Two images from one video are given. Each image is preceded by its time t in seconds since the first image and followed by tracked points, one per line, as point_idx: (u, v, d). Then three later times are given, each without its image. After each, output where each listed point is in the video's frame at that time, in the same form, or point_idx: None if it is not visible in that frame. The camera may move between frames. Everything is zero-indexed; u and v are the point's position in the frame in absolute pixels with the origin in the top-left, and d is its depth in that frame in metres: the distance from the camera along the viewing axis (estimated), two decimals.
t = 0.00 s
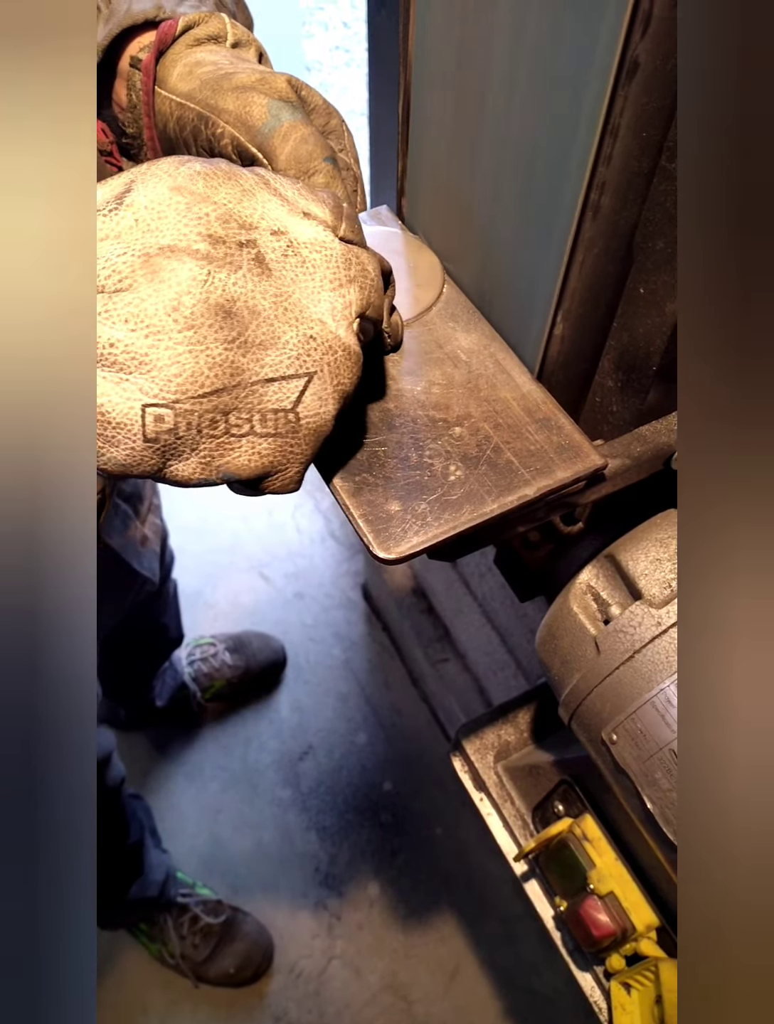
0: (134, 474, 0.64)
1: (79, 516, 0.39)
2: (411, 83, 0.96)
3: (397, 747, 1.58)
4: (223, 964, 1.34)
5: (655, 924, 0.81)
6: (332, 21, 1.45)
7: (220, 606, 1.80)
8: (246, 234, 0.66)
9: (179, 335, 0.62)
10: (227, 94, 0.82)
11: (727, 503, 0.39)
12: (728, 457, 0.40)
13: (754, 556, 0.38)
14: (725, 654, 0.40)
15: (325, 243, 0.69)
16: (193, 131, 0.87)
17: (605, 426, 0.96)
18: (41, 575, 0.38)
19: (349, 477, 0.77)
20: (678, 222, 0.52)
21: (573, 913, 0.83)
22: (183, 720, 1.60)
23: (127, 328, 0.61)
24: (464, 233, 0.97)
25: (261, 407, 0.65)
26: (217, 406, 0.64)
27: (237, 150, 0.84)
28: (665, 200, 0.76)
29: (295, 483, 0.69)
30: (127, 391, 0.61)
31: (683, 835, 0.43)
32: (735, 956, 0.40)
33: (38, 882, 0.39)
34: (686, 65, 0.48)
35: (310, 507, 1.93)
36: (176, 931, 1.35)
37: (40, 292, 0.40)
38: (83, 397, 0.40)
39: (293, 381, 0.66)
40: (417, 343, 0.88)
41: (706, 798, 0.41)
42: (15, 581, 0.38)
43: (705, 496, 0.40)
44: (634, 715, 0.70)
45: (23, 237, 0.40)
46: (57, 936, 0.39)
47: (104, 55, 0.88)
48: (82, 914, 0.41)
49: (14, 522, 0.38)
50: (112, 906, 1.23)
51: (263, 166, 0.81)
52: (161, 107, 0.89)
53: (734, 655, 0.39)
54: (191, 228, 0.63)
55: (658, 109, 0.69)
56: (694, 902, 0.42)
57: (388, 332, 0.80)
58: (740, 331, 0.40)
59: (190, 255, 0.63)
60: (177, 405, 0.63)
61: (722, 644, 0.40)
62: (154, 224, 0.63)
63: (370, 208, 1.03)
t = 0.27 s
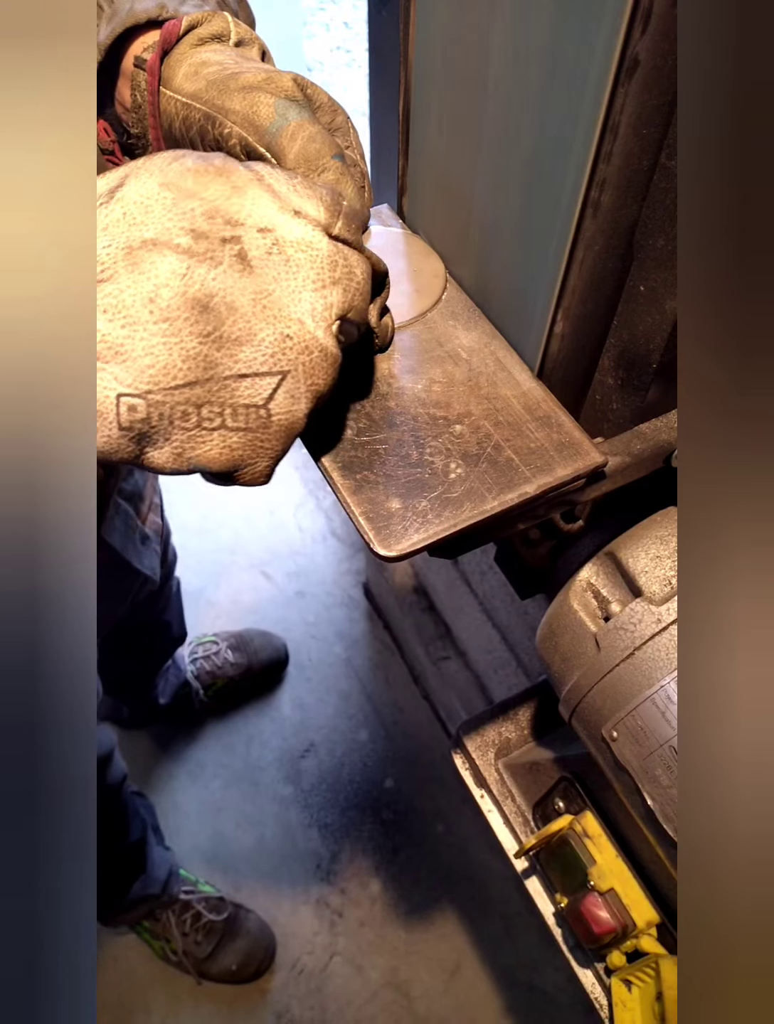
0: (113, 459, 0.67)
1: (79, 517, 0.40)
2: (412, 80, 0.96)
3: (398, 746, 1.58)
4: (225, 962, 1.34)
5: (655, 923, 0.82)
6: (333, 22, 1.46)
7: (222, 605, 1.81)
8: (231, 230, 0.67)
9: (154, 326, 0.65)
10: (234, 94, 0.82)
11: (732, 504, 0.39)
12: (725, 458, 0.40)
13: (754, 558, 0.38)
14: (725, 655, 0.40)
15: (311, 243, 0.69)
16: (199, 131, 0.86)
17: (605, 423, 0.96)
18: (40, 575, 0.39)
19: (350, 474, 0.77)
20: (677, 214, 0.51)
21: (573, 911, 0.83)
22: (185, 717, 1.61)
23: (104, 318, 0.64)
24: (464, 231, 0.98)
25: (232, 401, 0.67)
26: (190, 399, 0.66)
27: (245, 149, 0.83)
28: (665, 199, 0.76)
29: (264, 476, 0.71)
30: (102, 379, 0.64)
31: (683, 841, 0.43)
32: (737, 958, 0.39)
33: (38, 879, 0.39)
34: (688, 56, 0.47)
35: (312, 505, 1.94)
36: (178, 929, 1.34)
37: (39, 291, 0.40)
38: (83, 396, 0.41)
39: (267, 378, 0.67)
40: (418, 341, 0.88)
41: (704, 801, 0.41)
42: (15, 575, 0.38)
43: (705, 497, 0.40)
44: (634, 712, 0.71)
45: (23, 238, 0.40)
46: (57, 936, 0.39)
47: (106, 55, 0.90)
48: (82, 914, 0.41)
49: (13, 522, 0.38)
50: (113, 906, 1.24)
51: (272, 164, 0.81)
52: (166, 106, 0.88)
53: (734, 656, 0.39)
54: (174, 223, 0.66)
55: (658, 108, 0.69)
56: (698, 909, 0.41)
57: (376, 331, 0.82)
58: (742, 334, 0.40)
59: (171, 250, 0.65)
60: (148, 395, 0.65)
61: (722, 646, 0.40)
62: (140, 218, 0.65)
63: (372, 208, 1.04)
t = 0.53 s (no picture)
0: (238, 504, 0.62)
1: (84, 521, 0.39)
2: (412, 79, 0.96)
3: (398, 746, 1.61)
4: (226, 962, 1.37)
5: (655, 923, 0.81)
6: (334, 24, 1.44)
7: (223, 605, 1.84)
8: (305, 244, 0.67)
9: (273, 348, 0.62)
10: (224, 87, 0.83)
11: (734, 504, 0.39)
12: (730, 458, 0.40)
13: (755, 556, 0.39)
14: (724, 654, 0.40)
15: (369, 241, 0.72)
16: (191, 124, 0.87)
17: (605, 424, 0.97)
18: (41, 583, 0.37)
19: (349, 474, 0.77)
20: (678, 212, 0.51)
21: (573, 911, 0.83)
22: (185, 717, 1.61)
23: (215, 349, 0.60)
24: (464, 232, 0.98)
25: (362, 406, 0.66)
26: (326, 409, 0.64)
27: (235, 141, 0.84)
28: (666, 198, 0.76)
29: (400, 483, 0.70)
30: (229, 414, 0.60)
31: (682, 847, 0.43)
32: (741, 965, 0.39)
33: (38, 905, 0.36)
34: (686, 47, 0.46)
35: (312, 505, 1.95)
36: (180, 930, 1.39)
37: (38, 288, 0.40)
38: (83, 394, 0.40)
39: (380, 375, 0.67)
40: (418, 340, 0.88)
41: (701, 807, 0.41)
42: (15, 572, 0.37)
43: (706, 498, 0.40)
44: (635, 711, 0.71)
45: (20, 234, 0.39)
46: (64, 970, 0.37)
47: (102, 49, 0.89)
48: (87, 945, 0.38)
49: (13, 526, 0.37)
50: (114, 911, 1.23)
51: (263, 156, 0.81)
52: (159, 101, 0.89)
53: (734, 655, 0.39)
54: (252, 245, 0.64)
55: (658, 106, 0.69)
56: (695, 917, 0.41)
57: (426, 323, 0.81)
58: (741, 334, 0.40)
59: (259, 269, 0.63)
60: (286, 416, 0.62)
61: (723, 645, 0.40)
62: (213, 246, 0.62)
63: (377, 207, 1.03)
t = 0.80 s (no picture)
0: (265, 484, 0.62)
1: (79, 521, 0.38)
2: (410, 76, 0.96)
3: (397, 744, 1.59)
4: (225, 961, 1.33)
5: (655, 921, 0.81)
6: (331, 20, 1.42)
7: (222, 603, 1.81)
8: (325, 226, 0.66)
9: (298, 325, 0.61)
10: (195, 102, 0.82)
11: (731, 501, 0.39)
12: (735, 455, 0.40)
13: (749, 551, 0.39)
14: (722, 652, 0.40)
15: (386, 228, 0.71)
16: (161, 133, 0.87)
17: (604, 422, 0.97)
18: (41, 579, 0.37)
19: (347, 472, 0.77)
20: (678, 208, 0.51)
21: (573, 909, 0.83)
22: (184, 716, 1.61)
23: (242, 328, 0.60)
24: (463, 229, 0.97)
25: (384, 387, 0.66)
26: (348, 392, 0.63)
27: (194, 160, 0.84)
28: (664, 194, 0.76)
29: (421, 463, 0.69)
30: (255, 393, 0.61)
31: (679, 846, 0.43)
32: (739, 962, 0.39)
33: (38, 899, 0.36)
34: (685, 45, 0.46)
35: (311, 504, 1.94)
36: (179, 928, 1.34)
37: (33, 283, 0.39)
38: (85, 393, 0.40)
39: (406, 355, 0.66)
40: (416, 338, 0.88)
41: (698, 808, 0.41)
42: (15, 573, 0.37)
43: (703, 493, 0.40)
44: (634, 709, 0.71)
45: (19, 232, 0.39)
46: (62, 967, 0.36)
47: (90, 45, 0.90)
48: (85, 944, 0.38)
49: (13, 525, 0.37)
50: (115, 907, 1.23)
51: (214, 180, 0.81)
52: (136, 106, 0.89)
53: (732, 652, 0.39)
54: (275, 225, 0.63)
55: (656, 104, 0.69)
56: (692, 913, 0.41)
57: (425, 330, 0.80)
58: (739, 332, 0.40)
59: (285, 249, 0.63)
60: (311, 396, 0.62)
61: (719, 642, 0.40)
62: (236, 227, 0.62)
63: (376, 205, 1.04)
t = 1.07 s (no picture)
0: (213, 496, 0.62)
1: (80, 516, 0.38)
2: (408, 72, 0.96)
3: (397, 744, 1.60)
4: (225, 961, 1.34)
5: (656, 920, 0.81)
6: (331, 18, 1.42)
7: (221, 603, 1.82)
8: (292, 236, 0.66)
9: (249, 343, 0.62)
10: (203, 94, 0.82)
11: (730, 496, 0.39)
12: (737, 453, 0.39)
13: (749, 549, 0.38)
14: (725, 649, 0.39)
15: (363, 235, 0.70)
16: (168, 130, 0.86)
17: (605, 418, 0.97)
18: (41, 571, 0.37)
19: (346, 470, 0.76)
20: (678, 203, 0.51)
21: (573, 908, 0.82)
22: (183, 717, 1.60)
23: (194, 343, 0.61)
24: (463, 225, 0.97)
25: (340, 404, 0.65)
26: (298, 410, 0.63)
27: (207, 150, 0.83)
28: (664, 189, 0.76)
29: (380, 480, 0.68)
30: (203, 408, 0.61)
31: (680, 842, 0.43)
32: (737, 960, 0.39)
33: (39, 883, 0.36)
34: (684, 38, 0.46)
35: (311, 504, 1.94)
36: (178, 928, 1.36)
37: (33, 282, 0.39)
38: (79, 390, 0.40)
39: (366, 372, 0.65)
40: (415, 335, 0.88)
41: (704, 807, 0.40)
42: (14, 570, 0.37)
43: (703, 489, 0.40)
44: (635, 708, 0.70)
45: (21, 230, 0.39)
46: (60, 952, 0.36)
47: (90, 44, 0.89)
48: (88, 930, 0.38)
49: (14, 516, 0.37)
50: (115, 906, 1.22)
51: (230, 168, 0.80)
52: (140, 104, 0.89)
53: (733, 651, 0.39)
54: (238, 237, 0.64)
55: (655, 97, 0.69)
56: (692, 912, 0.41)
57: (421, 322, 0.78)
58: (741, 325, 0.39)
59: (245, 262, 0.63)
60: (259, 413, 0.62)
61: (720, 640, 0.39)
62: (198, 238, 0.63)
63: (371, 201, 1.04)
